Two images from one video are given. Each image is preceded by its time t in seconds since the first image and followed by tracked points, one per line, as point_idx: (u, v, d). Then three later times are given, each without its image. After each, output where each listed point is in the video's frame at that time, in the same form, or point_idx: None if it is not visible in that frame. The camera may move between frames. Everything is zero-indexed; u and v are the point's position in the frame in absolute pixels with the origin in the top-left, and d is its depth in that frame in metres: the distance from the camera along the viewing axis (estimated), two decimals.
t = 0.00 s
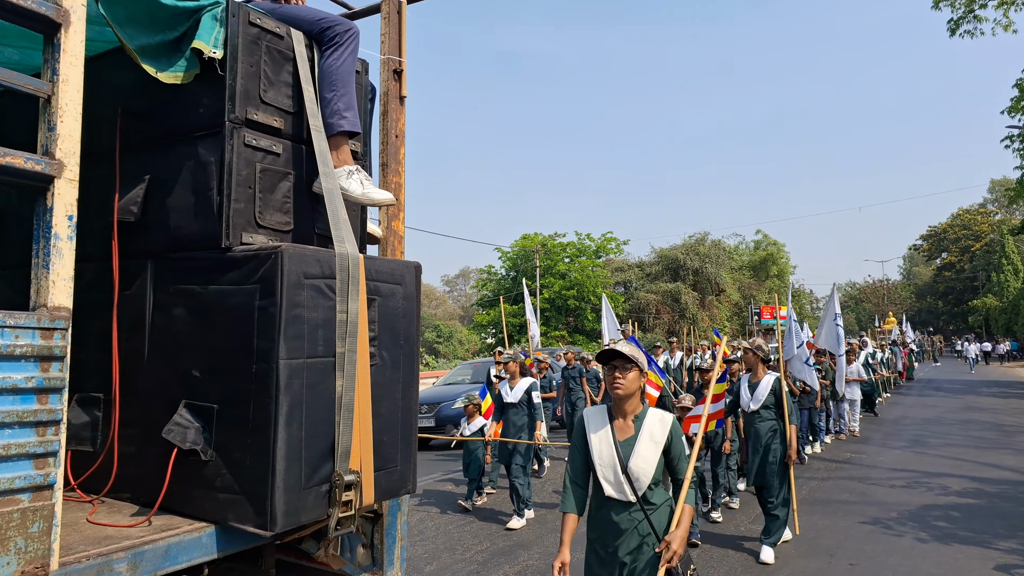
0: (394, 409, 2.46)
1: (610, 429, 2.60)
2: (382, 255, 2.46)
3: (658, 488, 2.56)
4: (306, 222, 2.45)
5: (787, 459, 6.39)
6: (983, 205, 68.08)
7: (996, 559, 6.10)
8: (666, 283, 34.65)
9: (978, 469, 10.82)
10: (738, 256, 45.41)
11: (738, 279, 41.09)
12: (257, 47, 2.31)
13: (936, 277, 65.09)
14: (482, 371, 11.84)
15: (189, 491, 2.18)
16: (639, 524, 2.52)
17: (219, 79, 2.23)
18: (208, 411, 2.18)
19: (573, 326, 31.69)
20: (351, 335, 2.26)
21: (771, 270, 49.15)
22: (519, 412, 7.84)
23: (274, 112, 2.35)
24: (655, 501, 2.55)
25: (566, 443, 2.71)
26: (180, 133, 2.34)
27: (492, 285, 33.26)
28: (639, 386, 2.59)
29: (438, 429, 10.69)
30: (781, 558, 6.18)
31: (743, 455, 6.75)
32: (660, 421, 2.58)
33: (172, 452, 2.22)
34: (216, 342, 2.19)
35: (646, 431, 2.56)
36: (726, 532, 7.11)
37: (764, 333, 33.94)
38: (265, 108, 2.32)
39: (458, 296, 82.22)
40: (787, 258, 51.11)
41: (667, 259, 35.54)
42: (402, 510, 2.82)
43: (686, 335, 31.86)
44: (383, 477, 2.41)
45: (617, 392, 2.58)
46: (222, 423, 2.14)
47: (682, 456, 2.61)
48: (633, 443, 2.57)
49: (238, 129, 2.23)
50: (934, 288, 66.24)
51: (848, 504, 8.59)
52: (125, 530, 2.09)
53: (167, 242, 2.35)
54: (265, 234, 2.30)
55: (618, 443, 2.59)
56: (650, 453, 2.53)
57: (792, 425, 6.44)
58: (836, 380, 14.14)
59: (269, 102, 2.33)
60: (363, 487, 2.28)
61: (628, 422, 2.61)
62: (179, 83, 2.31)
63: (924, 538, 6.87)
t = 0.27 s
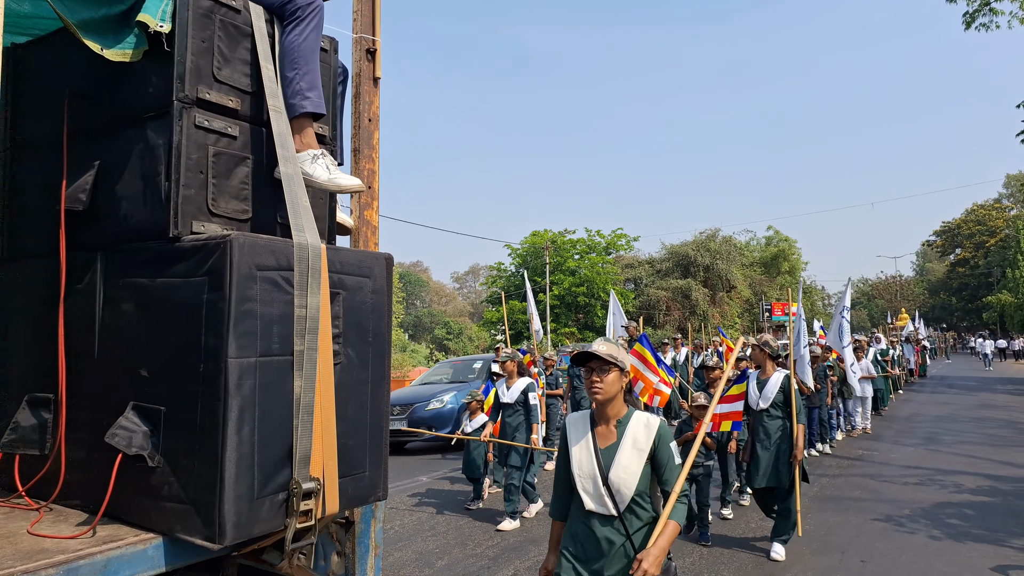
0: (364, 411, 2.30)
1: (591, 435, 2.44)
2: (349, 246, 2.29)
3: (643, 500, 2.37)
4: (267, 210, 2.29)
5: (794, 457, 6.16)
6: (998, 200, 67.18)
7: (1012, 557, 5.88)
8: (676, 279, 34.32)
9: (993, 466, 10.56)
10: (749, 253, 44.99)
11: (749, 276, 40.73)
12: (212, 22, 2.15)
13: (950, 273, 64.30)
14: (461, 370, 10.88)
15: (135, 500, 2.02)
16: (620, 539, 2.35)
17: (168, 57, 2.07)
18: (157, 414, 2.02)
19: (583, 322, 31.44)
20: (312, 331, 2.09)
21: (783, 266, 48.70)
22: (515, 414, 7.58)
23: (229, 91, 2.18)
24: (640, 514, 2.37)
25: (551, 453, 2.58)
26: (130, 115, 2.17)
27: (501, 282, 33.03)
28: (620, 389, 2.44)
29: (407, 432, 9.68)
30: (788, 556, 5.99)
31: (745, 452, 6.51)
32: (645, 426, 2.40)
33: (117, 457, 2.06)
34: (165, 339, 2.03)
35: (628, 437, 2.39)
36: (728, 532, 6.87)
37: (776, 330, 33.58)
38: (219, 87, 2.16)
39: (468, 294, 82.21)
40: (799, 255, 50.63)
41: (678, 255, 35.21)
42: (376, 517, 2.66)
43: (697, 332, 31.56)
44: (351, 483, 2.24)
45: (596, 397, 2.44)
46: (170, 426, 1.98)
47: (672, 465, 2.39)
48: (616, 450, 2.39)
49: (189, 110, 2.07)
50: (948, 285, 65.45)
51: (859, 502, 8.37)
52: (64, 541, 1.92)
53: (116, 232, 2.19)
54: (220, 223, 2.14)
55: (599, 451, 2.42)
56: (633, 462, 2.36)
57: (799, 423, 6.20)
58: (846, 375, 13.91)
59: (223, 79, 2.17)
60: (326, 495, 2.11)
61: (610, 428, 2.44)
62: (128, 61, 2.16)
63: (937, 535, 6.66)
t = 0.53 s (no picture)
0: (323, 415, 2.13)
1: (549, 446, 2.26)
2: (305, 235, 2.12)
3: (609, 517, 2.19)
4: (219, 197, 2.12)
5: (797, 457, 5.89)
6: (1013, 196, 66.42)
7: None
8: (686, 275, 34.02)
9: (1007, 464, 10.28)
10: (759, 250, 44.54)
11: (759, 273, 40.32)
12: None
13: (964, 270, 63.49)
14: (433, 370, 10.45)
15: (67, 511, 1.85)
16: (586, 562, 2.16)
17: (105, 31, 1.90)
18: (92, 419, 1.85)
19: (592, 318, 31.20)
20: (262, 328, 1.92)
21: (793, 263, 48.21)
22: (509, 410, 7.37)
23: (174, 67, 2.01)
24: (603, 531, 2.18)
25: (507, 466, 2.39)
26: (68, 93, 2.00)
27: (509, 278, 32.80)
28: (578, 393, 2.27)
29: (370, 438, 9.29)
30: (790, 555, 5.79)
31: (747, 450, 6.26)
32: (609, 434, 2.22)
33: (47, 462, 1.89)
34: (100, 337, 1.86)
35: (591, 446, 2.21)
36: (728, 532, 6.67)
37: (786, 328, 33.19)
38: (163, 63, 1.98)
39: (477, 291, 82.07)
40: (810, 251, 50.11)
41: (687, 251, 34.89)
42: (342, 527, 2.46)
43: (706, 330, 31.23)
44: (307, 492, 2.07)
45: (553, 402, 2.28)
46: (104, 431, 1.81)
47: (638, 475, 2.20)
48: (577, 461, 2.21)
49: (128, 87, 1.90)
50: (962, 282, 64.63)
51: (868, 499, 8.14)
52: None
53: (54, 221, 2.02)
54: (164, 211, 1.97)
55: (560, 462, 2.24)
56: (596, 474, 2.17)
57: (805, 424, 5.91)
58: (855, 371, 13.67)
59: (166, 54, 1.98)
60: (278, 506, 1.94)
61: (571, 437, 2.26)
62: (65, 34, 1.97)
63: (948, 534, 6.43)
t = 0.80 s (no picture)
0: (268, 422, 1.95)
1: (502, 455, 2.10)
2: (246, 227, 1.95)
3: (566, 535, 2.05)
4: (157, 187, 1.95)
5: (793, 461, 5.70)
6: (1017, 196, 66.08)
7: None
8: (689, 275, 33.79)
9: (1016, 464, 10.06)
10: (763, 250, 44.18)
11: (763, 273, 40.02)
12: None
13: (969, 270, 63.03)
14: (393, 374, 10.07)
15: None
16: None
17: None
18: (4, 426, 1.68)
19: (594, 318, 30.97)
20: (197, 328, 1.74)
21: (798, 263, 47.87)
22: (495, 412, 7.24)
23: (103, 42, 1.84)
24: (561, 550, 2.04)
25: (448, 478, 2.19)
26: None
27: (510, 278, 32.58)
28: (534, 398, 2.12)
29: (318, 447, 8.86)
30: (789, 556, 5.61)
31: (742, 455, 6.04)
32: (568, 445, 2.08)
33: None
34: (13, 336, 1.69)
35: (550, 457, 2.06)
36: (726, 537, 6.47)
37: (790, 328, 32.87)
38: (89, 38, 1.81)
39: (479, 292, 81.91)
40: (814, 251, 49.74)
41: (689, 251, 34.63)
42: (298, 541, 2.30)
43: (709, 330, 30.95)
44: (247, 505, 1.89)
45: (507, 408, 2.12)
46: (15, 441, 1.64)
47: (599, 490, 2.08)
48: (531, 474, 2.06)
49: (48, 64, 1.73)
50: (968, 282, 64.16)
51: (871, 499, 7.95)
52: None
53: None
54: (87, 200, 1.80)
55: (513, 473, 2.08)
56: (553, 487, 2.03)
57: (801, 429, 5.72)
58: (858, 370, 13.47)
59: (92, 27, 1.82)
60: (215, 524, 1.75)
61: (526, 445, 2.11)
62: None
63: (954, 533, 6.23)
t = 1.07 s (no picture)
0: (198, 430, 1.72)
1: (444, 478, 2.13)
2: (174, 215, 1.73)
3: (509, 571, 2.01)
4: (78, 174, 1.75)
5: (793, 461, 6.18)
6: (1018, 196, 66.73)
7: None
8: (691, 275, 34.55)
9: (1011, 464, 10.81)
10: (764, 250, 44.94)
11: (765, 273, 40.80)
12: None
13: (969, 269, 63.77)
14: (346, 377, 9.83)
15: None
16: None
17: None
18: None
19: (596, 318, 31.84)
20: (117, 325, 1.54)
21: (798, 262, 48.67)
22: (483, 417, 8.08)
23: (15, 13, 1.68)
24: None
25: (388, 502, 2.23)
26: None
27: (516, 278, 33.46)
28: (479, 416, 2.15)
29: (257, 459, 8.56)
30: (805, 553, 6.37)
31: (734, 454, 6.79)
32: (517, 472, 2.08)
33: None
34: None
35: (496, 484, 2.06)
36: (715, 541, 6.99)
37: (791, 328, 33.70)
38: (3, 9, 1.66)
39: (483, 291, 82.77)
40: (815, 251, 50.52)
41: (692, 252, 35.44)
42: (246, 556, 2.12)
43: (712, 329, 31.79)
44: (178, 522, 1.67)
45: (450, 423, 2.16)
46: None
47: (552, 523, 2.05)
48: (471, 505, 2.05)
49: None
50: (967, 282, 64.92)
51: (876, 499, 8.70)
52: None
53: None
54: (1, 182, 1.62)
55: (452, 501, 2.09)
56: (494, 518, 2.02)
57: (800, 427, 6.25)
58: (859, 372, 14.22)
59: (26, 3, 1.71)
60: (134, 546, 1.53)
61: (469, 469, 2.13)
62: None
63: (954, 533, 6.99)
